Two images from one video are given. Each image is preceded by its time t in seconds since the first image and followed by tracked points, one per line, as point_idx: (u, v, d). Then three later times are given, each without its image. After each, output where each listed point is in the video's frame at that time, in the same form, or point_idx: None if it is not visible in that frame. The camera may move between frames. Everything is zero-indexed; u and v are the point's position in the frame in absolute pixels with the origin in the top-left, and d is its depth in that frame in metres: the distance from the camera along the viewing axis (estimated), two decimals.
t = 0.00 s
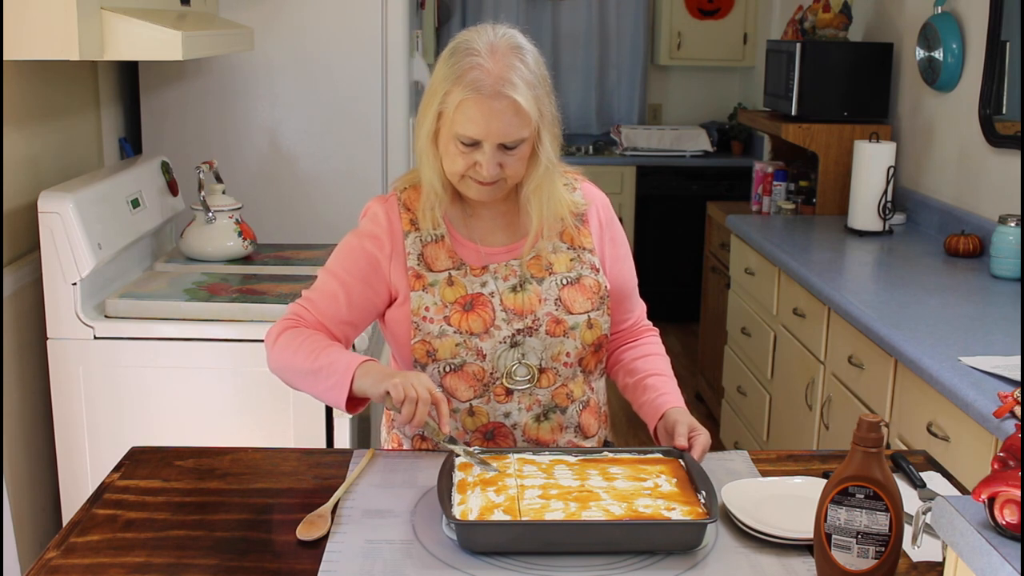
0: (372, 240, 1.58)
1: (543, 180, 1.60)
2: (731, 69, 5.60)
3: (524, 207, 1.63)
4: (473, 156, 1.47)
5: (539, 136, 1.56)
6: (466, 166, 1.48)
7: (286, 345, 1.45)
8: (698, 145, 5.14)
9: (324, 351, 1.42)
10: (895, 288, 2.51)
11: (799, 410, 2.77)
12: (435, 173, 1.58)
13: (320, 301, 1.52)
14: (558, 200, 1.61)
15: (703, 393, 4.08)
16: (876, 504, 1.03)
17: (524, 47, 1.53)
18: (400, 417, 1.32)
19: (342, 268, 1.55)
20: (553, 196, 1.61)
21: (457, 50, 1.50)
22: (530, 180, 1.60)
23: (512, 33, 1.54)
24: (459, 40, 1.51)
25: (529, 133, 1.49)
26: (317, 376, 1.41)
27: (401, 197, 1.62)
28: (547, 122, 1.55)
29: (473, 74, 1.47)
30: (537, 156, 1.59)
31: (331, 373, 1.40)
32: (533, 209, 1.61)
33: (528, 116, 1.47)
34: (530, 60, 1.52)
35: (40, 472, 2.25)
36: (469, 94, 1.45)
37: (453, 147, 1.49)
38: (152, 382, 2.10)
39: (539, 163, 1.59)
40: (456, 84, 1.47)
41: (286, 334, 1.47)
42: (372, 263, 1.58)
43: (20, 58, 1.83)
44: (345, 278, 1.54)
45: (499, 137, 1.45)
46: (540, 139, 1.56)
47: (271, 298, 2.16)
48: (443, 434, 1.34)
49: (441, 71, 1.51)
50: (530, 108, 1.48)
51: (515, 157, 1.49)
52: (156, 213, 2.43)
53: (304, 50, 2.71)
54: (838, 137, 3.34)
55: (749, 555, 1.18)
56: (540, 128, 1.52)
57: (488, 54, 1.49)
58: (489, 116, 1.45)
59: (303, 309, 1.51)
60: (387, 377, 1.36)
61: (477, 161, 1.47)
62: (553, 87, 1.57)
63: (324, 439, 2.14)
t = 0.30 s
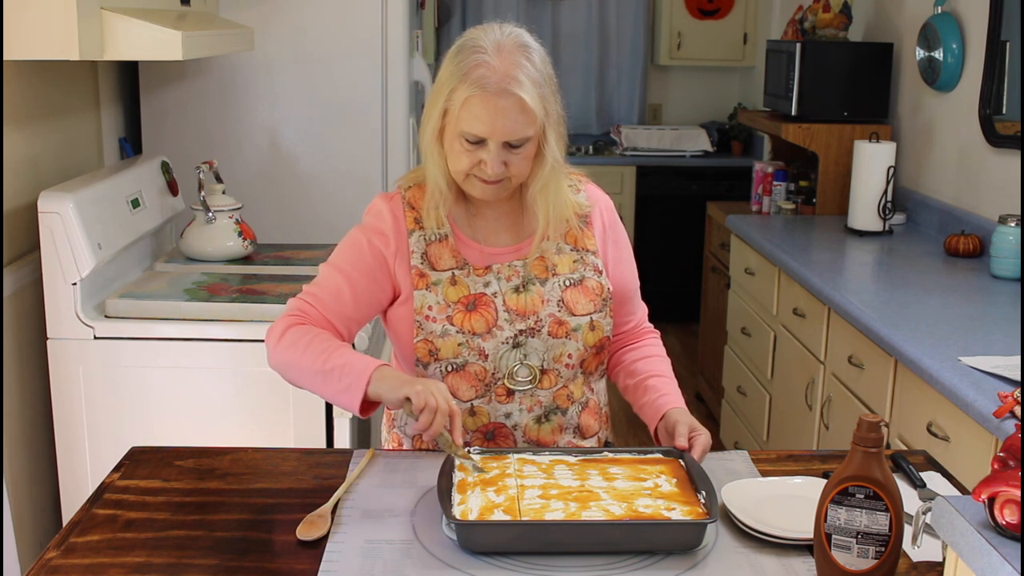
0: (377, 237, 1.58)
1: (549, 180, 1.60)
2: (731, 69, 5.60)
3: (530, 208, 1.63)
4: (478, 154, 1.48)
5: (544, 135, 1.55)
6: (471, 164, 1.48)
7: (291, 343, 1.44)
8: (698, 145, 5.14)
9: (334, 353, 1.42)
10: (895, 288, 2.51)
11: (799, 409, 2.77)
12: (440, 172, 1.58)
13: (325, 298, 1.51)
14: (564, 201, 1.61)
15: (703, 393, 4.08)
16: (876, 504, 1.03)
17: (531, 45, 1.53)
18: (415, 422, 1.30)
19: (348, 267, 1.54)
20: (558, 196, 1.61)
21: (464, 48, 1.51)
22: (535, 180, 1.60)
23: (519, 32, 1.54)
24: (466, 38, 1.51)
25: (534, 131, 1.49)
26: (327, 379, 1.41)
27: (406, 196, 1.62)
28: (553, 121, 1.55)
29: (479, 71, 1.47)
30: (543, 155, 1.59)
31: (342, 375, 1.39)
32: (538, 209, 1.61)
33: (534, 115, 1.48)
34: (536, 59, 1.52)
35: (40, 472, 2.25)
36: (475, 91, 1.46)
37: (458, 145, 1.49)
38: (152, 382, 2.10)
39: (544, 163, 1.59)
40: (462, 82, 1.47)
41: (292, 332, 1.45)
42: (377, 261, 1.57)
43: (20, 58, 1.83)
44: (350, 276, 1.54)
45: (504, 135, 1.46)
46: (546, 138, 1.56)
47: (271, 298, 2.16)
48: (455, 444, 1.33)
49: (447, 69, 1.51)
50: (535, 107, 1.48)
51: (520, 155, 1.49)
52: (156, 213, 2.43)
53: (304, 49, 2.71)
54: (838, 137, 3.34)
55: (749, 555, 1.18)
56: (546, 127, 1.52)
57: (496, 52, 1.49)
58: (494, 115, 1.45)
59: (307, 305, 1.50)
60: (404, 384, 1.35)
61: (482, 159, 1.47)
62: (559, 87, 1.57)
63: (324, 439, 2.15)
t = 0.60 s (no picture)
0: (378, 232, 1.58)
1: (552, 179, 1.60)
2: (731, 69, 5.60)
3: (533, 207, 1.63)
4: (480, 150, 1.48)
5: (547, 132, 1.56)
6: (473, 160, 1.49)
7: (292, 333, 1.41)
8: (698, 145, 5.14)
9: (335, 342, 1.40)
10: (895, 288, 2.51)
11: (799, 409, 2.76)
12: (443, 169, 1.58)
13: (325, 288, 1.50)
14: (567, 200, 1.62)
15: (703, 393, 4.08)
16: (876, 504, 1.03)
17: (534, 43, 1.53)
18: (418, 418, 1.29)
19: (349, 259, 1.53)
20: (561, 194, 1.61)
21: (467, 44, 1.51)
22: (539, 178, 1.61)
23: (523, 29, 1.55)
24: (470, 35, 1.51)
25: (537, 128, 1.49)
26: (328, 366, 1.38)
27: (408, 193, 1.62)
28: (557, 118, 1.55)
29: (482, 67, 1.47)
30: (546, 153, 1.60)
31: (345, 362, 1.38)
32: (541, 207, 1.61)
33: (536, 111, 1.48)
34: (540, 56, 1.52)
35: (40, 472, 2.25)
36: (478, 87, 1.46)
37: (460, 142, 1.50)
38: (152, 382, 2.10)
39: (548, 161, 1.60)
40: (465, 78, 1.48)
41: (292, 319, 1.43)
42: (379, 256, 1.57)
43: (20, 57, 1.83)
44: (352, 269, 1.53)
45: (507, 131, 1.46)
46: (549, 135, 1.57)
47: (271, 298, 2.16)
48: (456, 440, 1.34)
49: (451, 66, 1.51)
50: (538, 103, 1.49)
51: (523, 152, 1.50)
52: (156, 213, 2.43)
53: (304, 50, 2.71)
54: (838, 137, 3.34)
55: (749, 555, 1.19)
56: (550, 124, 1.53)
57: (500, 49, 1.49)
58: (497, 111, 1.45)
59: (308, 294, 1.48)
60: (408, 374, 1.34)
61: (484, 155, 1.48)
62: (563, 84, 1.58)
63: (324, 439, 2.15)
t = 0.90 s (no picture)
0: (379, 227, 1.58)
1: (555, 176, 1.61)
2: (731, 69, 5.60)
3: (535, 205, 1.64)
4: (483, 148, 1.48)
5: (550, 130, 1.56)
6: (476, 158, 1.49)
7: (290, 325, 1.40)
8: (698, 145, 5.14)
9: (334, 332, 1.38)
10: (895, 288, 2.51)
11: (799, 409, 2.76)
12: (445, 166, 1.58)
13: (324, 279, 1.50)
14: (569, 198, 1.62)
15: (703, 393, 4.08)
16: (876, 504, 1.03)
17: (536, 40, 1.53)
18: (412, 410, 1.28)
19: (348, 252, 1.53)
20: (564, 192, 1.61)
21: (469, 41, 1.51)
22: (541, 177, 1.61)
23: (524, 26, 1.55)
24: (472, 32, 1.51)
25: (539, 126, 1.49)
26: (325, 355, 1.37)
27: (410, 191, 1.62)
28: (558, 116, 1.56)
29: (484, 64, 1.47)
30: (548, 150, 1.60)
31: (341, 350, 1.36)
32: (543, 205, 1.62)
33: (539, 108, 1.48)
34: (542, 54, 1.52)
35: (40, 471, 2.25)
36: (480, 84, 1.46)
37: (463, 139, 1.50)
38: (152, 382, 2.10)
39: (550, 158, 1.60)
40: (467, 75, 1.48)
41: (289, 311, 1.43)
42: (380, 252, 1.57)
43: (19, 57, 1.83)
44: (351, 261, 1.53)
45: (509, 128, 1.46)
46: (550, 132, 1.57)
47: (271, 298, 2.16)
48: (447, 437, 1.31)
49: (452, 63, 1.51)
50: (540, 100, 1.49)
51: (525, 149, 1.50)
52: (156, 212, 2.43)
53: (304, 49, 2.71)
54: (838, 137, 3.34)
55: (749, 555, 1.19)
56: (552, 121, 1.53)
57: (503, 46, 1.50)
58: (499, 108, 1.45)
59: (308, 287, 1.48)
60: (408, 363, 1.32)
61: (487, 152, 1.48)
62: (564, 82, 1.58)
63: (324, 440, 2.15)
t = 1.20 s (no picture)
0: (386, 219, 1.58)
1: (556, 172, 1.62)
2: (731, 69, 5.60)
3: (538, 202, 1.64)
4: (484, 144, 1.48)
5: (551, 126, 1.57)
6: (477, 155, 1.49)
7: (299, 300, 1.37)
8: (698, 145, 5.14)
9: (348, 308, 1.35)
10: (895, 288, 2.51)
11: (799, 409, 2.76)
12: (450, 163, 1.58)
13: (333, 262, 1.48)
14: (571, 194, 1.63)
15: (703, 393, 4.08)
16: (876, 504, 1.03)
17: (536, 37, 1.54)
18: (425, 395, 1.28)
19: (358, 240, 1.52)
20: (566, 190, 1.62)
21: (468, 39, 1.52)
22: (543, 173, 1.62)
23: (523, 24, 1.55)
24: (471, 30, 1.52)
25: (538, 121, 1.49)
26: (338, 329, 1.33)
27: (414, 187, 1.62)
28: (558, 112, 1.56)
29: (483, 61, 1.48)
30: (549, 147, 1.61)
31: (356, 324, 1.33)
32: (546, 203, 1.62)
33: (538, 104, 1.49)
34: (541, 50, 1.52)
35: (40, 471, 2.25)
36: (479, 81, 1.47)
37: (464, 136, 1.50)
38: (152, 382, 2.10)
39: (551, 155, 1.61)
40: (466, 72, 1.48)
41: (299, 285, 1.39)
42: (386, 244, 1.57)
43: (19, 57, 1.83)
44: (359, 250, 1.52)
45: (509, 124, 1.46)
46: (550, 128, 1.57)
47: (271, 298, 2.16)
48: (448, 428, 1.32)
49: (454, 60, 1.52)
50: (539, 96, 1.49)
51: (525, 146, 1.49)
52: (156, 213, 2.43)
53: (304, 49, 2.71)
54: (838, 137, 3.34)
55: (749, 555, 1.18)
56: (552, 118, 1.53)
57: (501, 43, 1.50)
58: (499, 105, 1.46)
59: (315, 267, 1.45)
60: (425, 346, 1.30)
61: (488, 149, 1.48)
62: (564, 79, 1.58)
63: (324, 440, 2.15)
